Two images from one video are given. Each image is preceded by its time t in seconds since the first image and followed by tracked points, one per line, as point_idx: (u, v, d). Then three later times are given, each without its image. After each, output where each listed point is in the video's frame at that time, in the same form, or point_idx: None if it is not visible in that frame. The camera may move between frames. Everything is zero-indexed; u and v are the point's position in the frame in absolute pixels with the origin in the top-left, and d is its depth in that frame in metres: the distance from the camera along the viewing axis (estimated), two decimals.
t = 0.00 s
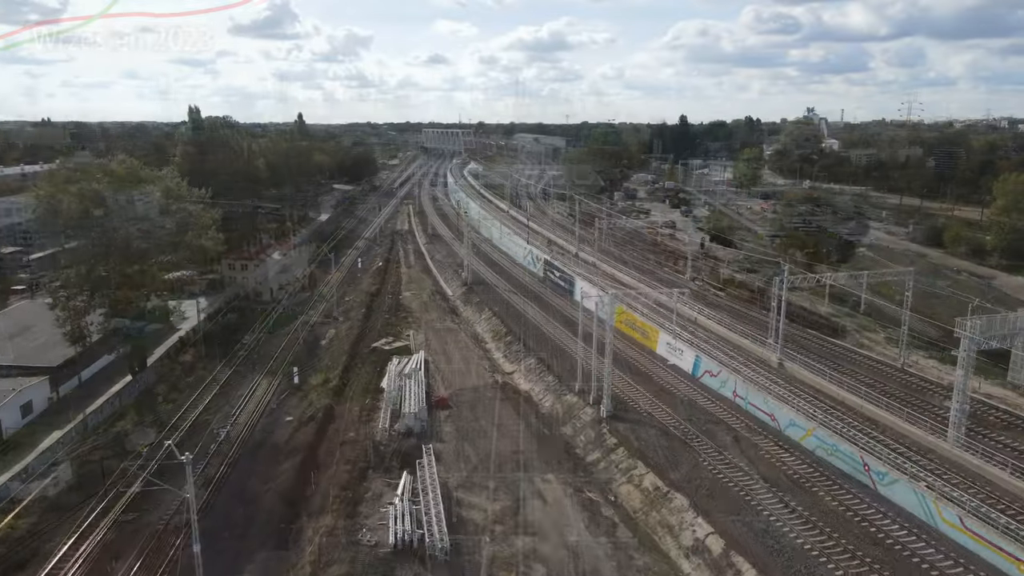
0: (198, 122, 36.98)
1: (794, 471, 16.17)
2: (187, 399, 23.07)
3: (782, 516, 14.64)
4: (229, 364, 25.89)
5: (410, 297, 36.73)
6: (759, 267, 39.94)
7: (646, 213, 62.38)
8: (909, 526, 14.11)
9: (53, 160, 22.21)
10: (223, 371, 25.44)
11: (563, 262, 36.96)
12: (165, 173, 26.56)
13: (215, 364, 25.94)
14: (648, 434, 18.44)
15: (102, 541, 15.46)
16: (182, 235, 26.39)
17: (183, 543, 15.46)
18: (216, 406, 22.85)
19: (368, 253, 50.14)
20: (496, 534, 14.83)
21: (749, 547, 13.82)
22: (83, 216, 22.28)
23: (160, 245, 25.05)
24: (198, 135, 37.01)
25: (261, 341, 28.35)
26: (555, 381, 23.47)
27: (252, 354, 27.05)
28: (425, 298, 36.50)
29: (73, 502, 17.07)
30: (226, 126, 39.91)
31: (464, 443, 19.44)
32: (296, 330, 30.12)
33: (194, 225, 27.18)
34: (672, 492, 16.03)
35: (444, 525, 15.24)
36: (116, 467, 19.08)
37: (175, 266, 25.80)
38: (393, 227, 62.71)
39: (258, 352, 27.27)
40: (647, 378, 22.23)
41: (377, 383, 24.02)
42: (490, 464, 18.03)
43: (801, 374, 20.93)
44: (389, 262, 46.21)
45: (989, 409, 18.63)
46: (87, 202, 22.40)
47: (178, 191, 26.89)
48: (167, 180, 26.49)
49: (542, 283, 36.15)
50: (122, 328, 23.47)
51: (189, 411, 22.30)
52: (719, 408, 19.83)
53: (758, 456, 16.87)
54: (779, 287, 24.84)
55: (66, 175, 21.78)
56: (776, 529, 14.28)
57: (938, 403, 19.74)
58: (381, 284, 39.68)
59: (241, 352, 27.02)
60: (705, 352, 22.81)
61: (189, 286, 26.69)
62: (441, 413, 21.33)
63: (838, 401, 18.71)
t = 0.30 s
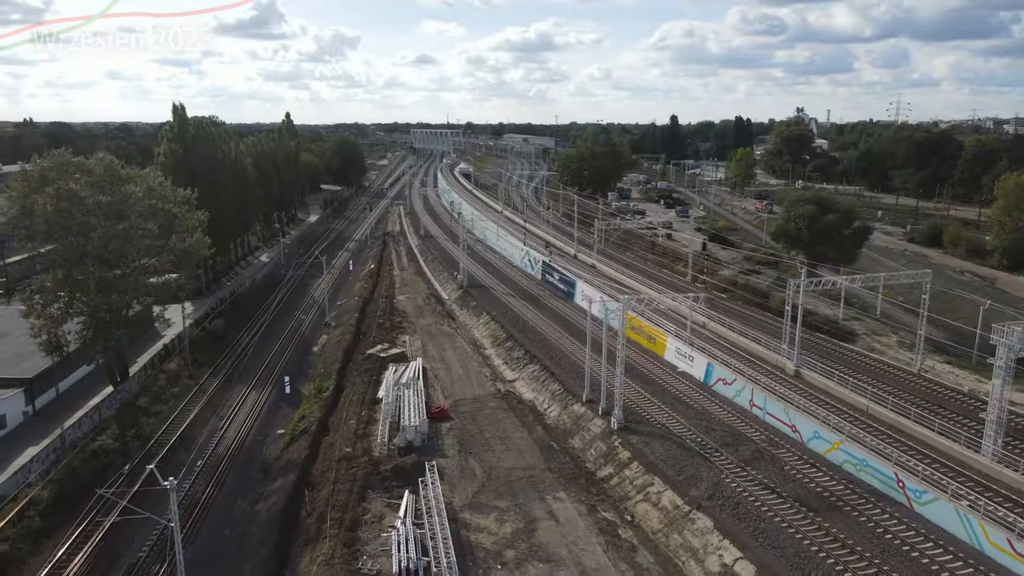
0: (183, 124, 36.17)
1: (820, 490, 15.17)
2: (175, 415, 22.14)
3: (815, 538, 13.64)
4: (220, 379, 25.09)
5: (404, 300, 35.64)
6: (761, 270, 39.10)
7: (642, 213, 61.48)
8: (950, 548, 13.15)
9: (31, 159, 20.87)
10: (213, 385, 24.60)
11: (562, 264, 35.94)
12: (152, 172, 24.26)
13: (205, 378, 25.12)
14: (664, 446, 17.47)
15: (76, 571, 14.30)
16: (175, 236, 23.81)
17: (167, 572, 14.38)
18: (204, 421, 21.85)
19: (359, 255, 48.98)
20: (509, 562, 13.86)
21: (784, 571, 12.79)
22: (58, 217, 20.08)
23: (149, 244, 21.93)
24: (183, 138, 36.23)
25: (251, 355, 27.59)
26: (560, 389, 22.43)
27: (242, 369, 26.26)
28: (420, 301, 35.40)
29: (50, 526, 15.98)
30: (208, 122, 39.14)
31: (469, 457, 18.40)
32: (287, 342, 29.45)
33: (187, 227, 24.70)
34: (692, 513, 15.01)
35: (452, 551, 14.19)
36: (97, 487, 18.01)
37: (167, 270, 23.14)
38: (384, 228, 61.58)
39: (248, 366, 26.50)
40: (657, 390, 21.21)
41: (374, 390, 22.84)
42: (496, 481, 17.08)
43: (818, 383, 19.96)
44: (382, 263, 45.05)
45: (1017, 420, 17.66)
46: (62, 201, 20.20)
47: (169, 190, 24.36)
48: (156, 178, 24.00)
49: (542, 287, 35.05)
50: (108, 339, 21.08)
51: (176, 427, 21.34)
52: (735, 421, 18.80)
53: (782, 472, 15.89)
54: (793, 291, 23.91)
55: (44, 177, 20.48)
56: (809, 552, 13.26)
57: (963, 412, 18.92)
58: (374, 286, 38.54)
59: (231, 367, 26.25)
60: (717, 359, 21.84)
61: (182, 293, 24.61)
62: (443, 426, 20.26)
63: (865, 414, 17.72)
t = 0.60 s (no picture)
0: (170, 123, 34.85)
1: (854, 507, 14.29)
2: (163, 427, 21.01)
3: (854, 560, 12.74)
4: (211, 388, 23.99)
5: (401, 302, 34.54)
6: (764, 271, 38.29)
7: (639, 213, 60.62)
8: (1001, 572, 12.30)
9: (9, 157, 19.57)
10: (203, 394, 23.46)
11: (563, 266, 34.95)
12: (137, 170, 22.97)
13: (195, 387, 24.00)
14: (683, 460, 16.53)
15: None
16: (162, 239, 22.60)
17: None
18: (194, 434, 20.71)
19: (352, 256, 47.79)
20: None
21: None
22: (37, 219, 18.79)
23: (135, 247, 20.74)
24: (170, 137, 34.97)
25: (243, 362, 26.48)
26: (568, 398, 21.45)
27: (234, 377, 25.13)
28: (416, 304, 34.31)
29: (27, 552, 14.79)
30: (196, 121, 37.90)
31: (476, 472, 17.37)
32: (280, 348, 28.35)
33: (174, 228, 23.49)
34: (718, 531, 14.08)
35: None
36: (79, 506, 16.86)
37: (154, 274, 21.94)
38: (376, 228, 60.36)
39: (240, 374, 25.40)
40: (671, 398, 20.28)
41: (373, 399, 21.74)
42: (507, 498, 16.07)
43: (840, 390, 19.12)
44: (375, 264, 43.89)
45: None
46: (41, 201, 18.88)
47: (154, 189, 23.13)
48: (140, 176, 22.76)
49: (543, 290, 34.04)
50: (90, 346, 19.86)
51: (165, 439, 20.23)
52: (755, 430, 17.90)
53: (811, 486, 15.01)
54: (809, 294, 23.01)
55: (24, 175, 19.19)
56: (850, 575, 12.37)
57: (992, 422, 18.12)
58: (369, 289, 37.39)
59: (222, 376, 25.11)
60: (732, 363, 20.92)
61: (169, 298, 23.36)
62: (447, 437, 19.22)
63: (893, 424, 16.89)
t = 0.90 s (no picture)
0: (156, 121, 33.70)
1: (892, 523, 13.44)
2: (151, 439, 19.91)
3: None
4: (202, 398, 22.88)
5: (397, 306, 33.50)
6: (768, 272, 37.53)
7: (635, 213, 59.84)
8: None
9: None
10: (194, 403, 22.39)
11: (564, 266, 34.00)
12: (122, 168, 21.93)
13: (185, 396, 22.91)
14: (706, 472, 15.62)
15: None
16: (150, 239, 21.44)
17: None
18: (183, 447, 19.60)
19: (345, 258, 46.67)
20: None
21: None
22: (16, 219, 17.63)
23: (120, 248, 19.54)
24: (157, 135, 33.83)
25: (237, 369, 25.44)
26: (578, 406, 20.54)
27: (226, 385, 24.06)
28: (414, 307, 33.28)
29: None
30: (183, 119, 36.75)
31: (486, 487, 16.39)
32: (275, 354, 27.29)
33: (162, 228, 22.34)
34: (749, 550, 13.16)
35: None
36: (62, 527, 15.75)
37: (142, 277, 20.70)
38: (369, 229, 59.24)
39: (233, 382, 24.32)
40: (685, 406, 19.40)
41: (372, 409, 20.69)
42: (520, 516, 15.12)
43: (864, 398, 18.32)
44: (369, 266, 42.81)
45: None
46: (20, 200, 17.70)
47: (142, 187, 22.07)
48: (127, 175, 21.78)
49: (544, 292, 33.09)
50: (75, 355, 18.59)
51: (153, 452, 19.14)
52: (778, 440, 17.04)
53: (844, 501, 14.16)
54: (827, 295, 22.16)
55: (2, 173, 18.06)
56: None
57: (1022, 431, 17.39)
58: (364, 291, 36.31)
59: (214, 384, 24.03)
60: (748, 368, 20.07)
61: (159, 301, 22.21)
62: (454, 449, 18.24)
63: (923, 435, 16.11)
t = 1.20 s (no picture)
0: (145, 118, 32.56)
1: (937, 543, 12.61)
2: (141, 452, 18.86)
3: None
4: (195, 407, 21.83)
5: (396, 309, 32.52)
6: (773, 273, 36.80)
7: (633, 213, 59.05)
8: None
9: None
10: (186, 413, 21.33)
11: (566, 268, 33.12)
12: (110, 165, 20.76)
13: (177, 406, 21.86)
14: (733, 486, 14.75)
15: None
16: (138, 240, 20.24)
17: None
18: (176, 461, 18.55)
19: (340, 260, 45.61)
20: None
21: None
22: None
23: (107, 251, 18.32)
24: (146, 133, 32.70)
25: (231, 376, 24.40)
26: (590, 414, 19.66)
27: (220, 394, 23.03)
28: (413, 310, 32.31)
29: None
30: (173, 117, 35.60)
31: (499, 503, 15.45)
32: (270, 361, 26.28)
33: (152, 229, 21.16)
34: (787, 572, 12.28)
35: None
36: (46, 550, 14.69)
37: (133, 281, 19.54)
38: (363, 230, 58.19)
39: (227, 391, 23.29)
40: (704, 414, 18.53)
41: (375, 418, 19.71)
42: (538, 535, 14.21)
43: (892, 405, 17.54)
44: (365, 267, 41.78)
45: None
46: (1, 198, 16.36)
47: (130, 186, 20.86)
48: (115, 172, 20.60)
49: (546, 294, 32.21)
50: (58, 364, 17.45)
51: (144, 466, 18.10)
52: (805, 450, 16.22)
53: (882, 517, 13.35)
54: (846, 296, 21.39)
55: None
56: None
57: None
58: (361, 294, 35.29)
59: (207, 393, 22.99)
60: (767, 373, 19.25)
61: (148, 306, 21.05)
62: (463, 461, 17.30)
63: (960, 445, 15.32)
